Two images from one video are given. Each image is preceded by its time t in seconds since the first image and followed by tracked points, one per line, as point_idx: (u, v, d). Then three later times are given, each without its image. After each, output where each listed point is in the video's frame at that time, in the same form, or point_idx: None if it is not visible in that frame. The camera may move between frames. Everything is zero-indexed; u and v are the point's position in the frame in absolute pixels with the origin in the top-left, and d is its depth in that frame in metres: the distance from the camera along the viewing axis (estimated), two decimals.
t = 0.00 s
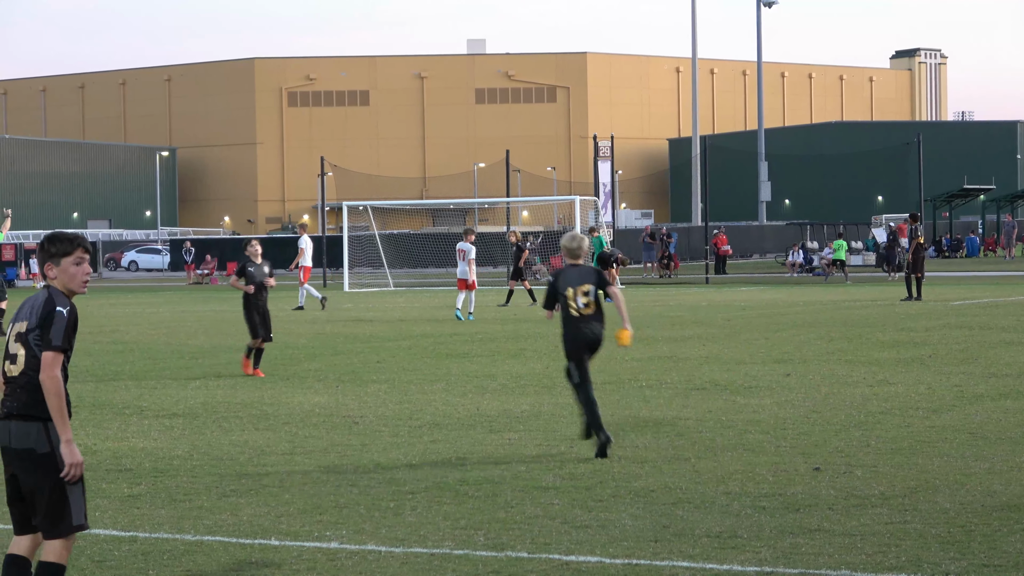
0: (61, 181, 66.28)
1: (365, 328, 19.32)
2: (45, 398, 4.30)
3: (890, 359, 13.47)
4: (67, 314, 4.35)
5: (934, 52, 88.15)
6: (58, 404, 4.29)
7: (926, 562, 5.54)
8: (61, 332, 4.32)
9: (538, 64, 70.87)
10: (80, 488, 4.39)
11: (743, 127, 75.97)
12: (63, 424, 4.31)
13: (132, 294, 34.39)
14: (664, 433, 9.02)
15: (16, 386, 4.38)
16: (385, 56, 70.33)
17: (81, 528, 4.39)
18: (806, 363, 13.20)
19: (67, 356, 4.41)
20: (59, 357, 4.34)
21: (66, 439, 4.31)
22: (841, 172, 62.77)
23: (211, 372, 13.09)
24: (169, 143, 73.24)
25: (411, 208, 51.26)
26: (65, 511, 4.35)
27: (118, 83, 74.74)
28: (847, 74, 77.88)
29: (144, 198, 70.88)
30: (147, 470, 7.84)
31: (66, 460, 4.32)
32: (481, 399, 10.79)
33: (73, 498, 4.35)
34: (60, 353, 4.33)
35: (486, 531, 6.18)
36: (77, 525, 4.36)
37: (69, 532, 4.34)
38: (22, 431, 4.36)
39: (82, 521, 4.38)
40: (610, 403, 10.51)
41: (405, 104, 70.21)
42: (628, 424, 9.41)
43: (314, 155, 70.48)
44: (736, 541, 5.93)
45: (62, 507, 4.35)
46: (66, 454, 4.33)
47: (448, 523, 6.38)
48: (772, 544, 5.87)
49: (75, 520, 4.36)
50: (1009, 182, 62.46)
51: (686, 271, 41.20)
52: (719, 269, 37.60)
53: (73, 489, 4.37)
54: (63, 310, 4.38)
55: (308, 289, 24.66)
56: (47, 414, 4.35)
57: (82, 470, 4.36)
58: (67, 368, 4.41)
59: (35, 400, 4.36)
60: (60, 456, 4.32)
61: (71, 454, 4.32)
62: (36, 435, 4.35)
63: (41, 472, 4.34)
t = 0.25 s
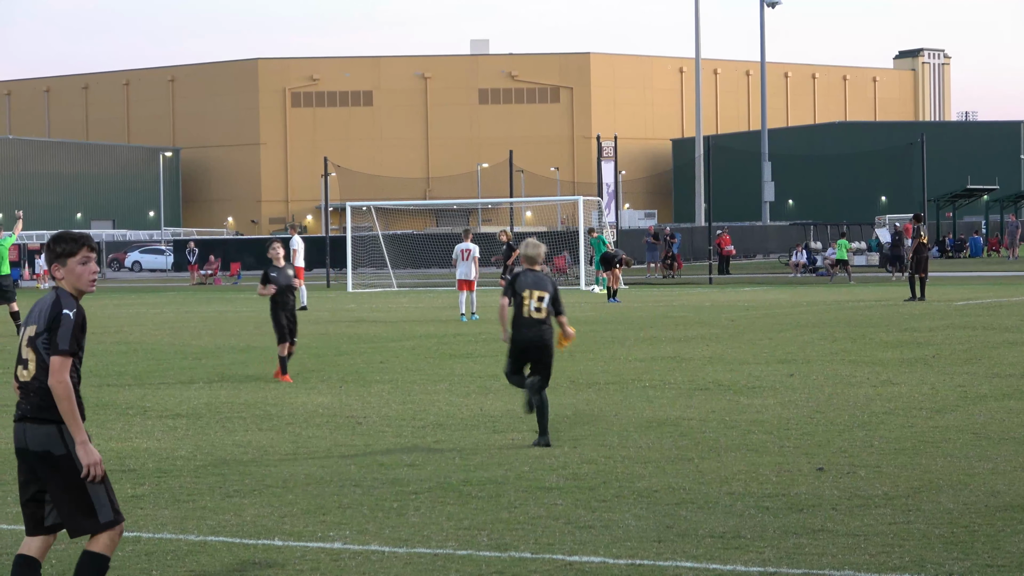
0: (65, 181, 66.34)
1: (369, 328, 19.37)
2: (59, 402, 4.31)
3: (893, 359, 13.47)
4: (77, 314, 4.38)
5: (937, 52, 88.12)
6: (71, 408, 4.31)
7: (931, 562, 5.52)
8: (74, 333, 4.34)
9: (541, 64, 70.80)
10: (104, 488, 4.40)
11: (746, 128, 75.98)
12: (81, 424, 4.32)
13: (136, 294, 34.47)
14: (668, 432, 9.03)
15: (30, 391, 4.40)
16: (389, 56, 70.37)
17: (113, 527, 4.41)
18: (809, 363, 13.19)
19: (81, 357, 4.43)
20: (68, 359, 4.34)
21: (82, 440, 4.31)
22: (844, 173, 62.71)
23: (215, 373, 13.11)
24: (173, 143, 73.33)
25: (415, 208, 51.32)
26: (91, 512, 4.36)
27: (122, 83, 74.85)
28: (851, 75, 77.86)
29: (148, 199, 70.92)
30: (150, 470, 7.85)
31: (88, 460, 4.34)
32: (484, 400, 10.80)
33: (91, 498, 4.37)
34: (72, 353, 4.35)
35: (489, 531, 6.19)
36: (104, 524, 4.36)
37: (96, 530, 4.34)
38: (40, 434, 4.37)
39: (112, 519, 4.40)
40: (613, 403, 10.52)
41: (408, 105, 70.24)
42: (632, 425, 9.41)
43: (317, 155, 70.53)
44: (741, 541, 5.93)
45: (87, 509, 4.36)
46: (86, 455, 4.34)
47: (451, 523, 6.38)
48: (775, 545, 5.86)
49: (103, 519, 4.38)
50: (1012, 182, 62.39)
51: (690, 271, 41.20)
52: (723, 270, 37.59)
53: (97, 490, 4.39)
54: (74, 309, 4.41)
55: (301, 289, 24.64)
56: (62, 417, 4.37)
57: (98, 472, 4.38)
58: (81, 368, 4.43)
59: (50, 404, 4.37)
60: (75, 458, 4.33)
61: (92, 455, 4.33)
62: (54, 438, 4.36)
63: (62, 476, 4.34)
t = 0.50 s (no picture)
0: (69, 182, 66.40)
1: (374, 328, 19.40)
2: (87, 405, 4.32)
3: (898, 359, 13.47)
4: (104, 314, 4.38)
5: (942, 53, 88.05)
6: (99, 412, 4.31)
7: (936, 563, 5.51)
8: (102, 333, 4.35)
9: (546, 65, 70.60)
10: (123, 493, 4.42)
11: (751, 129, 75.95)
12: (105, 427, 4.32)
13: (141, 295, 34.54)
14: (673, 433, 9.03)
15: (59, 393, 4.40)
16: (394, 57, 70.41)
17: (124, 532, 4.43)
18: (814, 364, 13.20)
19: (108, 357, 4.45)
20: (96, 360, 4.35)
21: (107, 447, 4.31)
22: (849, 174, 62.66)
23: (220, 373, 13.14)
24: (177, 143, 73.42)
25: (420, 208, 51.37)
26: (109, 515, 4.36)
27: (126, 84, 74.95)
28: (856, 75, 77.81)
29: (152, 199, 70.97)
30: (156, 470, 7.86)
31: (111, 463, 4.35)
32: (489, 400, 10.81)
33: (112, 501, 4.36)
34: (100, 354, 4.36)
35: (494, 532, 6.18)
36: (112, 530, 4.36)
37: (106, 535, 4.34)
38: (68, 436, 4.38)
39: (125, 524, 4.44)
40: (618, 403, 10.54)
41: (413, 105, 70.27)
42: (637, 425, 9.41)
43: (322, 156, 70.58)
44: (745, 542, 5.92)
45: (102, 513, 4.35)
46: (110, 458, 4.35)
47: (456, 523, 6.38)
48: (780, 546, 5.85)
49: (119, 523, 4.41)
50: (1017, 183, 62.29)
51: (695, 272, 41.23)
52: (728, 271, 37.59)
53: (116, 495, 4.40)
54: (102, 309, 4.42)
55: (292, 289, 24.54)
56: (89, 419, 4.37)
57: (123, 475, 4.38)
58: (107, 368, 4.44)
59: (79, 406, 4.38)
60: (100, 463, 4.33)
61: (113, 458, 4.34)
62: (81, 439, 4.37)
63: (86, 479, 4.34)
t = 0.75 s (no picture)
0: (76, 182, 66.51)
1: (380, 328, 19.44)
2: (121, 410, 4.33)
3: (904, 360, 13.48)
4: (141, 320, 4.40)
5: (948, 53, 87.93)
6: (136, 417, 4.32)
7: (942, 564, 5.50)
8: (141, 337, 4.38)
9: (552, 65, 70.71)
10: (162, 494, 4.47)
11: (757, 129, 75.91)
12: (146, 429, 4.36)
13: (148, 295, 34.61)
14: (679, 433, 9.03)
15: (89, 395, 4.43)
16: (400, 57, 70.45)
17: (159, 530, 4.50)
18: (820, 364, 13.20)
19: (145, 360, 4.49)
20: (130, 362, 4.36)
21: (149, 449, 4.34)
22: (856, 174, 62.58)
23: (227, 373, 13.18)
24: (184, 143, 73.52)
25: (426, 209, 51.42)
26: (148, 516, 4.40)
27: (133, 84, 75.07)
28: (861, 75, 77.74)
29: (158, 199, 71.06)
30: (162, 470, 7.87)
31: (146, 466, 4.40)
32: (495, 400, 10.83)
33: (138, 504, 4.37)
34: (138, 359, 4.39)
35: (500, 532, 6.19)
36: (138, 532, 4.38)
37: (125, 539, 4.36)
38: (98, 438, 4.40)
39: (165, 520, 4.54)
40: (624, 404, 10.55)
41: (419, 106, 70.31)
42: (643, 425, 9.41)
43: (328, 156, 70.63)
44: (752, 543, 5.92)
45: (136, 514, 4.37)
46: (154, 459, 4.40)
47: (463, 523, 6.38)
48: (786, 547, 5.84)
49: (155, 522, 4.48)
50: None
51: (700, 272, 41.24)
52: (734, 271, 37.59)
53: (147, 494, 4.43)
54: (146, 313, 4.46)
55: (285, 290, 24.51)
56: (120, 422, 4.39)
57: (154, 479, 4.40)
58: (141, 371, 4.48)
59: (112, 409, 4.40)
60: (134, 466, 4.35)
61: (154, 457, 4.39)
62: (107, 441, 4.40)
63: (118, 479, 4.36)
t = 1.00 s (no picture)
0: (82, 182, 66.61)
1: (386, 328, 19.47)
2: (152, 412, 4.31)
3: (910, 360, 13.46)
4: (180, 321, 4.37)
5: (954, 53, 87.77)
6: (167, 419, 4.29)
7: (948, 565, 5.49)
8: (177, 339, 4.33)
9: (558, 66, 70.69)
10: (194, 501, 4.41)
11: (763, 129, 75.83)
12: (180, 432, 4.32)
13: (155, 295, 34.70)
14: (684, 433, 9.03)
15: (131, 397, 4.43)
16: (405, 58, 70.46)
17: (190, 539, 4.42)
18: (825, 364, 13.19)
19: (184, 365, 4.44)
20: (162, 365, 4.33)
21: (178, 451, 4.30)
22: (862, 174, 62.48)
23: (233, 373, 13.20)
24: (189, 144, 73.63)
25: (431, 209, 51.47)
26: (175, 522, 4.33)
27: (139, 84, 75.19)
28: (867, 75, 77.64)
29: (164, 199, 71.15)
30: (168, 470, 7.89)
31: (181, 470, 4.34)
32: (501, 400, 10.83)
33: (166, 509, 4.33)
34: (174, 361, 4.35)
35: (505, 532, 6.19)
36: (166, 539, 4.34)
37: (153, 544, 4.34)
38: (135, 442, 4.40)
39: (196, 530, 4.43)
40: (630, 403, 10.56)
41: (424, 106, 70.33)
42: (649, 425, 9.41)
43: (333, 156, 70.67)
44: (757, 543, 5.91)
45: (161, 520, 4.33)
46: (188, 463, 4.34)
47: (469, 523, 6.38)
48: (792, 546, 5.84)
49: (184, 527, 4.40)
50: None
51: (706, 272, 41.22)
52: (740, 271, 37.55)
53: (177, 503, 4.37)
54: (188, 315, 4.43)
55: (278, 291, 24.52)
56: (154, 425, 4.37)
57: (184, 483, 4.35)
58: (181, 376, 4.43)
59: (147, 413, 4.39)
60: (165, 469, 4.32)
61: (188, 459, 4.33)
62: (142, 445, 4.38)
63: (149, 483, 4.34)
